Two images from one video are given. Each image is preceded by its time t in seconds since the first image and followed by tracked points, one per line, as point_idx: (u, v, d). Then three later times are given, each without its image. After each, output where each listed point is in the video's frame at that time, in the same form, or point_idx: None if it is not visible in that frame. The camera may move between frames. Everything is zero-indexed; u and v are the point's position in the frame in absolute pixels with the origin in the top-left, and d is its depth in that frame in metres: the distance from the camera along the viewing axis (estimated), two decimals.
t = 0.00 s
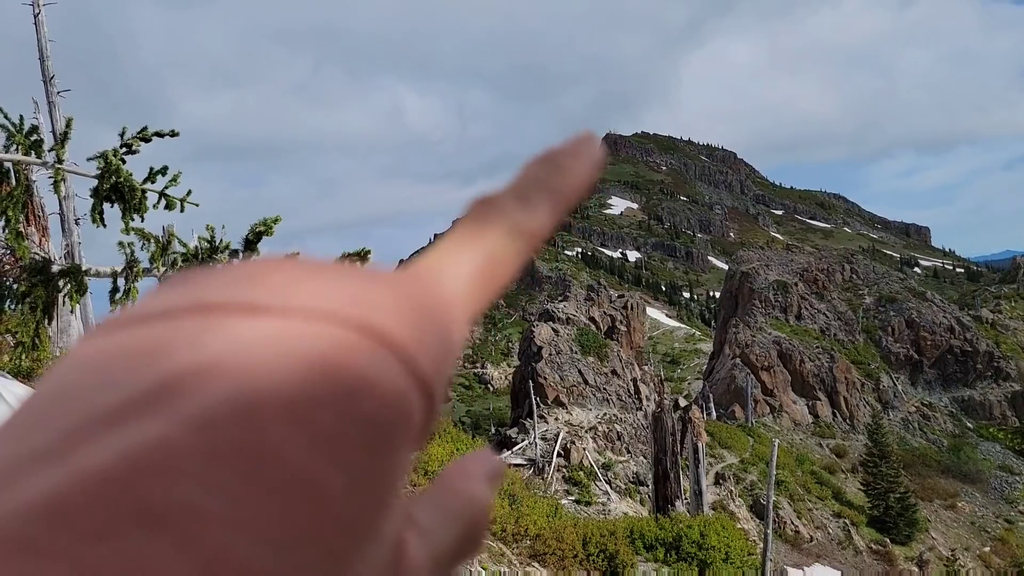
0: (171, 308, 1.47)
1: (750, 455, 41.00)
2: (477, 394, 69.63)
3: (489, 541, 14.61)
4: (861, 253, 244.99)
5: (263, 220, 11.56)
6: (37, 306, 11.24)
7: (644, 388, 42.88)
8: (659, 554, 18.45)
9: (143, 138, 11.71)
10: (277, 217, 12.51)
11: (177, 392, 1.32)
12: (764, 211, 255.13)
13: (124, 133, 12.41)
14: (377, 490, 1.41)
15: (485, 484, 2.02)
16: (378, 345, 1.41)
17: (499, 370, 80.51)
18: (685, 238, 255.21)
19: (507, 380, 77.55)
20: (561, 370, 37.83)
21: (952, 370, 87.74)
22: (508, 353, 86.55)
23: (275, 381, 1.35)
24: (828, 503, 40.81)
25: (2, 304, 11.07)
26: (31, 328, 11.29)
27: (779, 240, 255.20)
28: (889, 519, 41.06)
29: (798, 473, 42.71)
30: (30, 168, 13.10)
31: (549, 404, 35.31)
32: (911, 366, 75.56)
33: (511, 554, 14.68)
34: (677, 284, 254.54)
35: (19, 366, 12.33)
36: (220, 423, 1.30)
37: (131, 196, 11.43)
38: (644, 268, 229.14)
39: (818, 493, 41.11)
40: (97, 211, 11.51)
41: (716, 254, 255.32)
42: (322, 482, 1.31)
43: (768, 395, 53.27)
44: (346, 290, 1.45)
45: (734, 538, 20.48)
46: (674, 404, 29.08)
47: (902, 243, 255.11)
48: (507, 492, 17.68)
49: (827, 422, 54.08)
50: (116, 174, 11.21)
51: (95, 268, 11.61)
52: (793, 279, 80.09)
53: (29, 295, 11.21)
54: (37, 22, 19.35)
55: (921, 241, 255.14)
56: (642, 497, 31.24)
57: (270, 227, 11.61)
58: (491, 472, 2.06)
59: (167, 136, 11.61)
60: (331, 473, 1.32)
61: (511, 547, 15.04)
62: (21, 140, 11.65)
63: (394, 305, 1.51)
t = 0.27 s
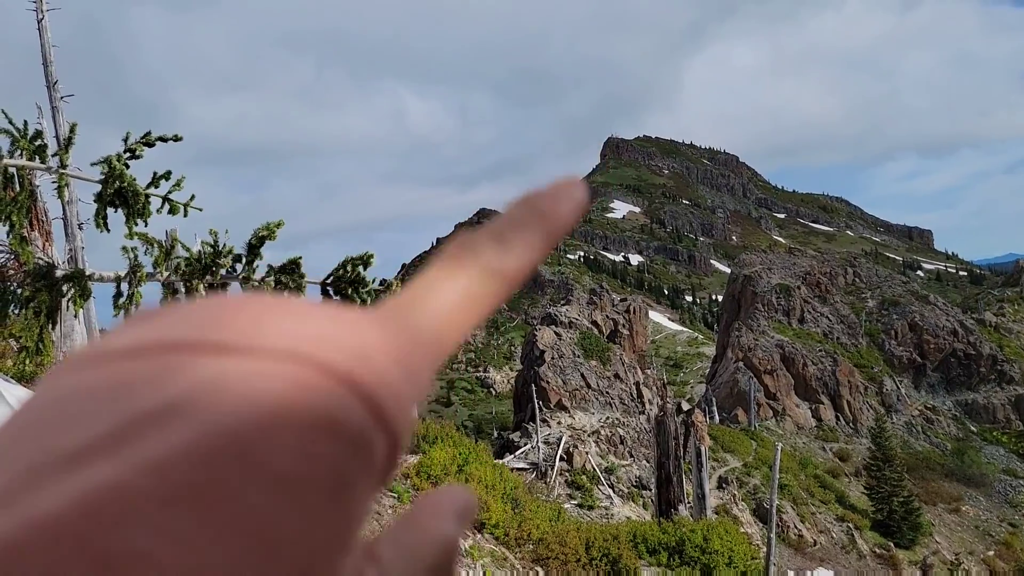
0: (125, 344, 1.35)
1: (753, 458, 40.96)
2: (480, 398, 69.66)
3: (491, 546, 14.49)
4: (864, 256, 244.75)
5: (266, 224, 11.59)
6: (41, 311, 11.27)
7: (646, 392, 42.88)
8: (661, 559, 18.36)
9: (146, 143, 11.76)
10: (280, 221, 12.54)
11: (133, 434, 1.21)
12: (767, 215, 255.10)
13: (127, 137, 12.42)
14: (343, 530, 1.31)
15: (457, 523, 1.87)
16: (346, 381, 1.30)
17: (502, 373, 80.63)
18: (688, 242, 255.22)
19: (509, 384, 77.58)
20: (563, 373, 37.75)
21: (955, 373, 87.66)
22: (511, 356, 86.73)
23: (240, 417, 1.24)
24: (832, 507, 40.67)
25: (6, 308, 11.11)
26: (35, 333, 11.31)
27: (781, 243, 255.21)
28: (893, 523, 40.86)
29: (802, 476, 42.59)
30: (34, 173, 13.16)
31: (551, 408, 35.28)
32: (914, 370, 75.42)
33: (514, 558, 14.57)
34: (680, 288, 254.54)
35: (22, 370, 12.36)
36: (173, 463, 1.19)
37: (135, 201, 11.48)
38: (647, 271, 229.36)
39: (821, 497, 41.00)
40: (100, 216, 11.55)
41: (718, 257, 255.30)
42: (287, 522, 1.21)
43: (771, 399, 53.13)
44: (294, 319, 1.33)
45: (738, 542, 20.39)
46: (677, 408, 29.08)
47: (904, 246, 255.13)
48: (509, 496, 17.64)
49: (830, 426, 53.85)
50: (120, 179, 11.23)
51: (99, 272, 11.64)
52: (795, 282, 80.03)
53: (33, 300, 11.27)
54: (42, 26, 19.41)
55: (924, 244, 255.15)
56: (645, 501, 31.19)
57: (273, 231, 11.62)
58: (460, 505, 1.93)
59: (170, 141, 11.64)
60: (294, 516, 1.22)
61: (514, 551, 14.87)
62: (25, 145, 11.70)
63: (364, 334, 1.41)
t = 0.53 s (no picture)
0: None
1: (757, 465, 40.84)
2: (483, 406, 69.62)
3: (495, 555, 14.70)
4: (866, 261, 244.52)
5: (267, 234, 11.56)
6: (41, 322, 11.24)
7: (650, 399, 42.85)
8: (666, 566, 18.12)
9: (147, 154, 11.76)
10: (281, 231, 12.53)
11: None
12: (768, 220, 255.15)
13: (127, 149, 12.43)
14: None
15: None
16: None
17: (505, 381, 80.61)
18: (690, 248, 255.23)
19: (513, 391, 77.50)
20: (567, 381, 37.57)
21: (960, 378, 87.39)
22: (514, 364, 86.72)
23: None
24: (836, 512, 40.44)
25: (6, 321, 11.10)
26: (35, 345, 11.29)
27: (783, 249, 255.37)
28: (898, 529, 40.17)
29: (806, 483, 42.44)
30: (36, 185, 13.20)
31: (554, 416, 35.19)
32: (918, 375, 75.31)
33: (518, 567, 14.57)
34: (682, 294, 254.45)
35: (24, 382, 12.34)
36: None
37: (135, 211, 11.48)
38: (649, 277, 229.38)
39: (826, 503, 40.83)
40: (101, 227, 11.56)
41: (720, 263, 255.32)
42: None
43: (775, 404, 52.72)
44: None
45: (744, 549, 20.14)
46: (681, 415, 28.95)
47: (907, 251, 255.22)
48: (513, 503, 17.64)
49: (834, 432, 53.55)
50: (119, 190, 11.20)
51: (100, 283, 11.63)
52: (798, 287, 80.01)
53: (33, 311, 11.23)
54: (44, 39, 19.47)
55: (925, 248, 255.06)
56: (649, 508, 31.04)
57: (274, 240, 11.60)
58: None
59: (171, 151, 11.65)
60: None
61: (518, 560, 14.99)
62: (25, 157, 11.73)
63: None
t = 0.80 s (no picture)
0: None
1: (766, 464, 40.77)
2: (490, 409, 69.73)
3: (504, 558, 14.70)
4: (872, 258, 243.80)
5: (272, 240, 11.60)
6: (49, 331, 11.30)
7: (656, 400, 42.86)
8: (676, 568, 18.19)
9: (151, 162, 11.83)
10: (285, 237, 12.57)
11: None
12: (773, 219, 255.10)
13: (132, 157, 12.52)
14: None
15: None
16: None
17: (511, 384, 80.75)
18: (694, 247, 255.11)
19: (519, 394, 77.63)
20: (573, 383, 37.52)
21: (968, 374, 87.21)
22: (520, 367, 86.86)
23: None
24: (846, 511, 40.32)
25: (14, 331, 11.18)
26: (43, 354, 11.38)
27: (789, 247, 255.28)
28: (908, 527, 40.17)
29: (815, 482, 42.32)
30: (41, 195, 13.30)
31: (561, 418, 35.20)
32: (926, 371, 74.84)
33: (527, 569, 14.54)
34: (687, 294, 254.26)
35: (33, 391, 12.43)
36: None
37: (140, 219, 11.53)
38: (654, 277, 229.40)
39: (836, 502, 40.70)
40: (107, 236, 11.64)
41: (725, 262, 255.27)
42: None
43: (782, 404, 52.13)
44: None
45: (753, 549, 20.00)
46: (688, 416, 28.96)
47: (913, 247, 255.11)
48: (521, 507, 17.65)
49: (843, 430, 53.32)
50: (124, 199, 11.27)
51: (106, 291, 11.68)
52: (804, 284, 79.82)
53: (41, 321, 11.31)
54: (48, 51, 19.64)
55: (931, 244, 254.94)
56: (658, 509, 30.97)
57: (279, 246, 11.64)
58: None
59: (174, 159, 11.70)
60: None
61: (527, 563, 14.98)
62: (31, 167, 11.83)
63: None
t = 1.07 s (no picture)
0: None
1: (773, 462, 40.65)
2: (496, 409, 69.84)
3: (512, 557, 14.70)
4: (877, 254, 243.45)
5: (279, 240, 11.66)
6: (58, 333, 11.38)
7: (663, 398, 42.83)
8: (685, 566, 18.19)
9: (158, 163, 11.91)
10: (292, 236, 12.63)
11: None
12: (779, 216, 255.14)
13: (139, 159, 12.60)
14: None
15: None
16: None
17: (517, 383, 80.84)
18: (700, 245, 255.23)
19: (525, 393, 77.69)
20: (579, 382, 37.46)
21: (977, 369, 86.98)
22: (526, 366, 86.94)
23: None
24: (855, 508, 40.20)
25: (24, 334, 11.27)
26: (53, 355, 11.46)
27: (794, 243, 255.36)
28: (918, 523, 39.88)
29: (823, 479, 42.21)
30: (49, 198, 13.38)
31: (567, 417, 35.16)
32: (934, 367, 74.90)
33: (536, 569, 14.57)
34: (692, 293, 254.11)
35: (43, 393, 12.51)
36: None
37: (148, 220, 11.61)
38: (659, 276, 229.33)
39: (845, 499, 40.57)
40: (115, 237, 11.71)
41: (731, 259, 255.15)
42: None
43: (790, 401, 52.75)
44: None
45: (761, 546, 19.84)
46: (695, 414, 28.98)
47: (919, 243, 255.19)
48: (529, 505, 17.68)
49: (851, 427, 53.10)
50: (132, 200, 11.34)
51: (114, 293, 11.75)
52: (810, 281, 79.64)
53: (51, 323, 11.38)
54: (53, 54, 19.76)
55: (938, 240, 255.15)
56: (666, 508, 30.89)
57: (286, 246, 11.69)
58: None
59: (182, 160, 11.78)
60: None
61: (536, 562, 15.00)
62: (39, 169, 11.91)
63: None
